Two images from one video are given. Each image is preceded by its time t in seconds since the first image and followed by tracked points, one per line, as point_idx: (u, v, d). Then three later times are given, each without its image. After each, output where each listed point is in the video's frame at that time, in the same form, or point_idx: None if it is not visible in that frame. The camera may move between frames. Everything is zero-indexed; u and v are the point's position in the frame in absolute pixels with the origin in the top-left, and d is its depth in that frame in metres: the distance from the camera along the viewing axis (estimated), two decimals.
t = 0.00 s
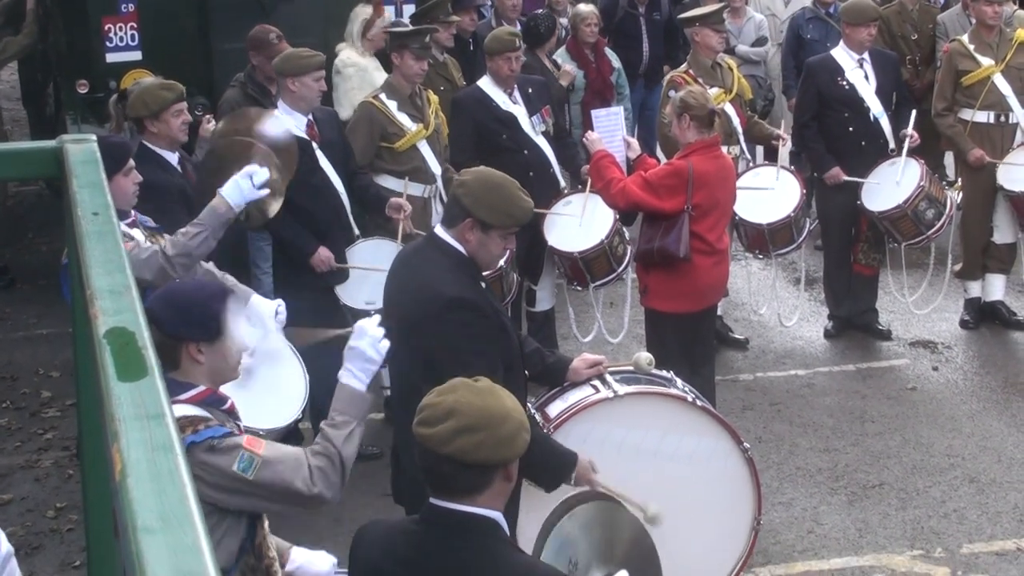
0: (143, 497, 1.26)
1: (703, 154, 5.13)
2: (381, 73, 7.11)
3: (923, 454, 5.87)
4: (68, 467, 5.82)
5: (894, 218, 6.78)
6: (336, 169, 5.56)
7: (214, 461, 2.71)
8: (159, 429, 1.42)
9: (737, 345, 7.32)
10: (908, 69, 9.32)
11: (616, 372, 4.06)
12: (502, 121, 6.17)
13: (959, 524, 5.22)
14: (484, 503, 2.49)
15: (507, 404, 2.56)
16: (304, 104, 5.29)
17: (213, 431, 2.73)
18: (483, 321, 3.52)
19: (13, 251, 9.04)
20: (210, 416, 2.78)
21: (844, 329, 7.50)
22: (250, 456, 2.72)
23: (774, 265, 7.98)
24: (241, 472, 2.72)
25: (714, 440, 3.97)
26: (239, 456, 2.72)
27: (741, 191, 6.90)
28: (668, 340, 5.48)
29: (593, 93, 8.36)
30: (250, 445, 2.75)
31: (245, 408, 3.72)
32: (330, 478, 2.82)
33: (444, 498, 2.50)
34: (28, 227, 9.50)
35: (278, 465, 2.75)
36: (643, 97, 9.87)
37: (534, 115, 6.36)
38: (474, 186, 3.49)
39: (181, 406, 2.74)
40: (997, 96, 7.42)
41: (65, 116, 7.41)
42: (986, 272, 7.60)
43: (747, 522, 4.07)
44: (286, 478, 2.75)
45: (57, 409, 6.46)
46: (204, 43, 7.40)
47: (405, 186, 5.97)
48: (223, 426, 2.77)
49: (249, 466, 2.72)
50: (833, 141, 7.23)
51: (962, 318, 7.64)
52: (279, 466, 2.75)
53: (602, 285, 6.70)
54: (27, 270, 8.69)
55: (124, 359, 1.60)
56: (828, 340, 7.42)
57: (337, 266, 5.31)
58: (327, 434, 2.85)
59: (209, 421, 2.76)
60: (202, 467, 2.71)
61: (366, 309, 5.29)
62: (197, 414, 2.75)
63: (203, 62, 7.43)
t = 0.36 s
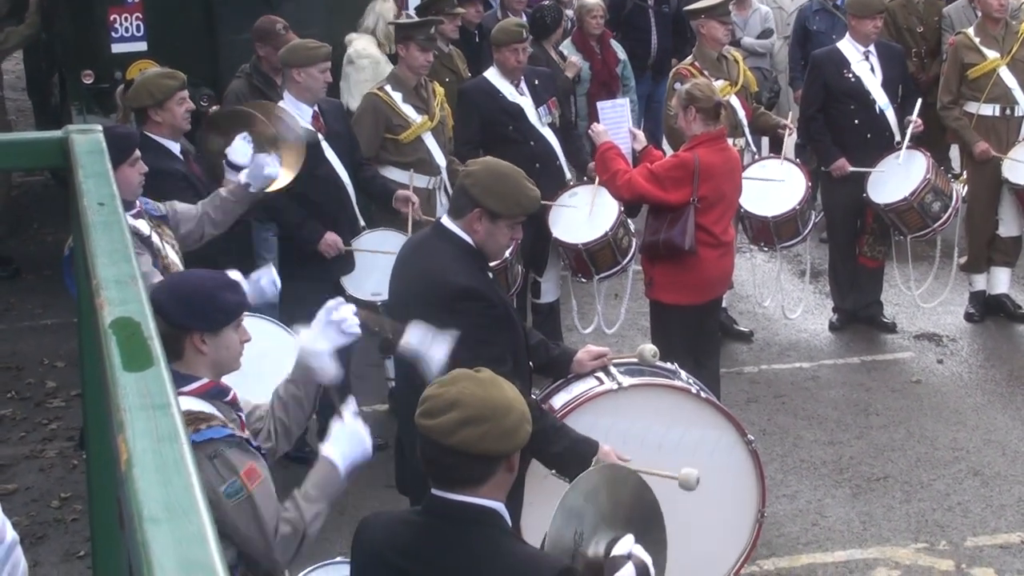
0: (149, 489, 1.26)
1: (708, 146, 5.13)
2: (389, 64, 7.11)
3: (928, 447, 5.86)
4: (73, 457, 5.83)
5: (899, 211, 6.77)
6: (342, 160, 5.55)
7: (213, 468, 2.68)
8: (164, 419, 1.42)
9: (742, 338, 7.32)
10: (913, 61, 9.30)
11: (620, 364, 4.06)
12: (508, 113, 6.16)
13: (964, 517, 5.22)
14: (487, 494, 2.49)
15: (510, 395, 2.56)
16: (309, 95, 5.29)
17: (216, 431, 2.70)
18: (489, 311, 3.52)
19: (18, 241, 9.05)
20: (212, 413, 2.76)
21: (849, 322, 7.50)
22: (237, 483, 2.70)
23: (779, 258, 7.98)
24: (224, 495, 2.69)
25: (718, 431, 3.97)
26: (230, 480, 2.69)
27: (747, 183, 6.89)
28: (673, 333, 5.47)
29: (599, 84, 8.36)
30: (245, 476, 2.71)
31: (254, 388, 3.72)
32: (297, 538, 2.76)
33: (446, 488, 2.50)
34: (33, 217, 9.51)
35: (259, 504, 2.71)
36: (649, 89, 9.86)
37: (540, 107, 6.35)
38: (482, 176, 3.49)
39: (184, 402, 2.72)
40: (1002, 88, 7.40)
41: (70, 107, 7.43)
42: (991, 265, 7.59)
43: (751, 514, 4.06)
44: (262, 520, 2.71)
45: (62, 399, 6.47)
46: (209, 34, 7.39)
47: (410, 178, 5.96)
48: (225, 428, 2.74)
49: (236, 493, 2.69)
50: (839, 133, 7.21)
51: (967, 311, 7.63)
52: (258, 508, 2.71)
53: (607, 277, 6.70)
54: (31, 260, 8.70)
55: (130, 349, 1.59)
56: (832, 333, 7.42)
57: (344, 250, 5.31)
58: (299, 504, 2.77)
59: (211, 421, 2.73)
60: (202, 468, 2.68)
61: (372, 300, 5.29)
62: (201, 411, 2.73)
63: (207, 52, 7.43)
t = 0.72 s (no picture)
0: (151, 478, 1.27)
1: (714, 138, 5.11)
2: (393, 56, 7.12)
3: (931, 439, 5.86)
4: (76, 447, 5.84)
5: (904, 202, 6.76)
6: (346, 151, 5.55)
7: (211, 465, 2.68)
8: (166, 409, 1.42)
9: (745, 329, 7.32)
10: (917, 53, 9.28)
11: (624, 356, 4.07)
12: (512, 104, 6.16)
13: (966, 509, 5.22)
14: (493, 485, 2.49)
15: (516, 387, 2.57)
16: (314, 87, 5.29)
17: (220, 427, 2.70)
18: (496, 301, 3.53)
19: (22, 231, 9.07)
20: (224, 407, 2.76)
21: (852, 313, 7.49)
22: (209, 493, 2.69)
23: (782, 249, 7.97)
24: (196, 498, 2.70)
25: (721, 423, 3.98)
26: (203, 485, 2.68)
27: (750, 175, 6.88)
28: (676, 324, 5.47)
29: (604, 76, 8.34)
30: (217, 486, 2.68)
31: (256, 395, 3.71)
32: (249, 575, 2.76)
33: (452, 479, 2.50)
34: (37, 208, 9.52)
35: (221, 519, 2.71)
36: (652, 81, 9.85)
37: (545, 99, 6.34)
38: (487, 166, 3.51)
39: (193, 396, 2.73)
40: (1006, 80, 7.39)
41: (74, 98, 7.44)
42: (995, 257, 7.58)
43: (753, 505, 4.08)
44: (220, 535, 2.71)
45: (65, 389, 6.48)
46: (213, 25, 7.39)
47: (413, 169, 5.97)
48: (233, 425, 2.73)
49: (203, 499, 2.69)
50: (842, 125, 7.20)
51: (971, 303, 7.62)
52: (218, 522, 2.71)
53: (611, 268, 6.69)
54: (35, 250, 8.71)
55: (133, 338, 1.60)
56: (835, 325, 7.41)
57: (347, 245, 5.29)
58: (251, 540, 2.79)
59: (221, 415, 2.73)
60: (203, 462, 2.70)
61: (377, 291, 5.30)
62: (210, 403, 2.74)
63: (211, 43, 7.44)
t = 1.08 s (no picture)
0: (151, 455, 1.24)
1: (713, 117, 5.09)
2: (391, 34, 7.09)
3: (928, 418, 5.87)
4: (74, 426, 5.84)
5: (902, 181, 6.74)
6: (345, 128, 5.53)
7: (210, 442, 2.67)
8: (166, 386, 1.40)
9: (744, 308, 7.32)
10: (916, 32, 9.26)
11: (623, 335, 4.06)
12: (512, 82, 6.14)
13: (964, 488, 5.23)
14: (489, 464, 2.49)
15: (512, 367, 2.56)
16: (314, 64, 5.26)
17: (219, 404, 2.69)
18: (496, 279, 3.52)
19: (20, 208, 9.04)
20: (223, 384, 2.75)
21: (850, 293, 7.49)
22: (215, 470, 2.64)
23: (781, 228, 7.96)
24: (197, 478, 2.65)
25: (719, 402, 3.97)
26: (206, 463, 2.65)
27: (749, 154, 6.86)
28: (675, 304, 5.48)
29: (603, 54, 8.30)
30: (220, 462, 2.65)
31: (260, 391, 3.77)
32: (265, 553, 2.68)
33: (448, 458, 2.50)
34: (35, 185, 9.50)
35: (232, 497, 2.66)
36: (651, 60, 9.83)
37: (544, 77, 6.32)
38: (487, 143, 3.49)
39: (193, 373, 2.73)
40: (1005, 60, 7.36)
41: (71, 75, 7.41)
42: (993, 237, 7.56)
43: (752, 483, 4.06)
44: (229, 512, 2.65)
45: (63, 367, 6.48)
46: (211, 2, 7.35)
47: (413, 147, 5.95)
48: (232, 402, 2.73)
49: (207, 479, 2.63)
50: (841, 104, 7.17)
51: (969, 283, 7.62)
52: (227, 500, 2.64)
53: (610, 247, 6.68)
54: (32, 228, 8.69)
55: (132, 315, 1.57)
56: (834, 304, 7.41)
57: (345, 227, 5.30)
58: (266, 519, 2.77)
59: (219, 393, 2.72)
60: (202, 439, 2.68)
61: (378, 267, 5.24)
62: (209, 380, 2.73)
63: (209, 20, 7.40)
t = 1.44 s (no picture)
0: (146, 442, 1.24)
1: (709, 107, 5.09)
2: (387, 23, 7.07)
3: (924, 408, 5.88)
4: (69, 413, 5.84)
5: (897, 171, 6.74)
6: (342, 117, 5.52)
7: (210, 420, 2.69)
8: (162, 372, 1.39)
9: (739, 298, 7.33)
10: (912, 23, 9.26)
11: (619, 324, 4.06)
12: (509, 71, 6.13)
13: (959, 478, 5.24)
14: (485, 452, 2.48)
15: (508, 355, 2.55)
16: (311, 52, 5.24)
17: (208, 384, 2.70)
18: (492, 265, 3.52)
19: (15, 196, 9.02)
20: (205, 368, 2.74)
21: (845, 283, 7.49)
22: (246, 416, 2.71)
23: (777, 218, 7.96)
24: (235, 432, 2.71)
25: (714, 392, 3.97)
26: (235, 415, 2.71)
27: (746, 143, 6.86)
28: (671, 293, 5.49)
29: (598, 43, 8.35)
30: (248, 406, 2.73)
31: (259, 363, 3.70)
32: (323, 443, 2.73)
33: (444, 446, 2.50)
34: (30, 172, 9.48)
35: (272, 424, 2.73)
36: (648, 50, 9.82)
37: (541, 66, 6.30)
38: (480, 129, 3.49)
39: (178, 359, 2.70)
40: (1001, 50, 7.36)
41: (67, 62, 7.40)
42: (989, 228, 7.57)
43: (748, 473, 4.06)
44: (276, 442, 2.72)
45: (58, 355, 6.47)
46: None
47: (411, 136, 5.93)
48: (219, 378, 2.73)
49: (243, 426, 2.71)
50: (837, 94, 7.17)
51: (964, 273, 7.63)
52: (268, 434, 2.72)
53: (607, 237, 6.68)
54: (27, 215, 8.67)
55: (128, 303, 1.56)
56: (829, 294, 7.41)
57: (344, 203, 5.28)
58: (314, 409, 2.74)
59: (205, 373, 2.72)
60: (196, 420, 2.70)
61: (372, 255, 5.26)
62: (195, 365, 2.72)
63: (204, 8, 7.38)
